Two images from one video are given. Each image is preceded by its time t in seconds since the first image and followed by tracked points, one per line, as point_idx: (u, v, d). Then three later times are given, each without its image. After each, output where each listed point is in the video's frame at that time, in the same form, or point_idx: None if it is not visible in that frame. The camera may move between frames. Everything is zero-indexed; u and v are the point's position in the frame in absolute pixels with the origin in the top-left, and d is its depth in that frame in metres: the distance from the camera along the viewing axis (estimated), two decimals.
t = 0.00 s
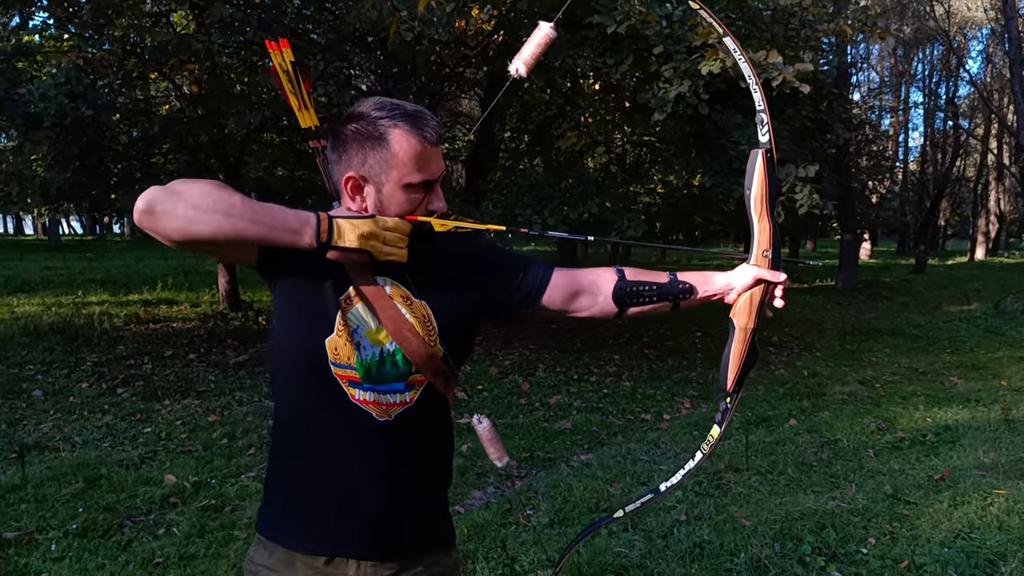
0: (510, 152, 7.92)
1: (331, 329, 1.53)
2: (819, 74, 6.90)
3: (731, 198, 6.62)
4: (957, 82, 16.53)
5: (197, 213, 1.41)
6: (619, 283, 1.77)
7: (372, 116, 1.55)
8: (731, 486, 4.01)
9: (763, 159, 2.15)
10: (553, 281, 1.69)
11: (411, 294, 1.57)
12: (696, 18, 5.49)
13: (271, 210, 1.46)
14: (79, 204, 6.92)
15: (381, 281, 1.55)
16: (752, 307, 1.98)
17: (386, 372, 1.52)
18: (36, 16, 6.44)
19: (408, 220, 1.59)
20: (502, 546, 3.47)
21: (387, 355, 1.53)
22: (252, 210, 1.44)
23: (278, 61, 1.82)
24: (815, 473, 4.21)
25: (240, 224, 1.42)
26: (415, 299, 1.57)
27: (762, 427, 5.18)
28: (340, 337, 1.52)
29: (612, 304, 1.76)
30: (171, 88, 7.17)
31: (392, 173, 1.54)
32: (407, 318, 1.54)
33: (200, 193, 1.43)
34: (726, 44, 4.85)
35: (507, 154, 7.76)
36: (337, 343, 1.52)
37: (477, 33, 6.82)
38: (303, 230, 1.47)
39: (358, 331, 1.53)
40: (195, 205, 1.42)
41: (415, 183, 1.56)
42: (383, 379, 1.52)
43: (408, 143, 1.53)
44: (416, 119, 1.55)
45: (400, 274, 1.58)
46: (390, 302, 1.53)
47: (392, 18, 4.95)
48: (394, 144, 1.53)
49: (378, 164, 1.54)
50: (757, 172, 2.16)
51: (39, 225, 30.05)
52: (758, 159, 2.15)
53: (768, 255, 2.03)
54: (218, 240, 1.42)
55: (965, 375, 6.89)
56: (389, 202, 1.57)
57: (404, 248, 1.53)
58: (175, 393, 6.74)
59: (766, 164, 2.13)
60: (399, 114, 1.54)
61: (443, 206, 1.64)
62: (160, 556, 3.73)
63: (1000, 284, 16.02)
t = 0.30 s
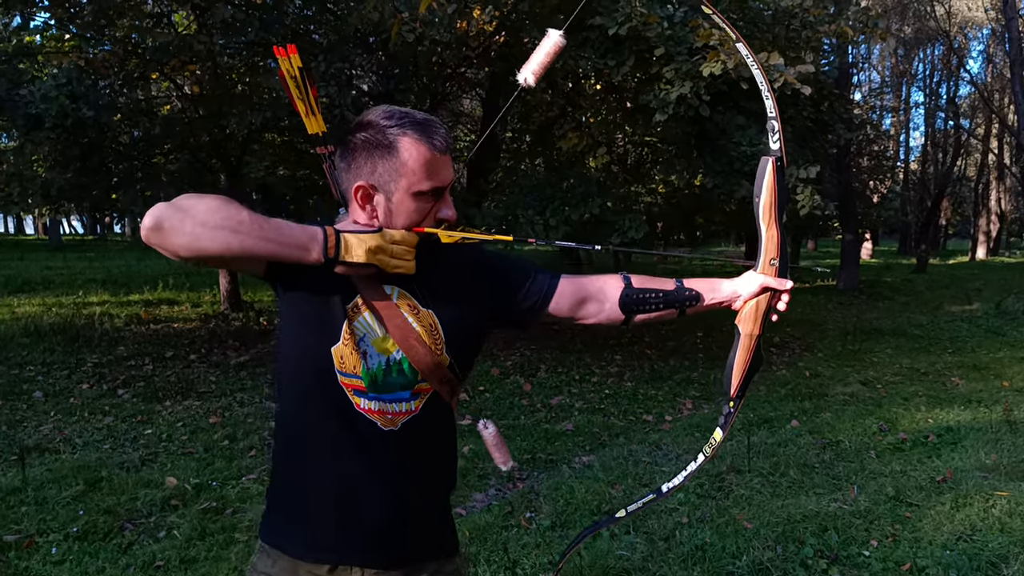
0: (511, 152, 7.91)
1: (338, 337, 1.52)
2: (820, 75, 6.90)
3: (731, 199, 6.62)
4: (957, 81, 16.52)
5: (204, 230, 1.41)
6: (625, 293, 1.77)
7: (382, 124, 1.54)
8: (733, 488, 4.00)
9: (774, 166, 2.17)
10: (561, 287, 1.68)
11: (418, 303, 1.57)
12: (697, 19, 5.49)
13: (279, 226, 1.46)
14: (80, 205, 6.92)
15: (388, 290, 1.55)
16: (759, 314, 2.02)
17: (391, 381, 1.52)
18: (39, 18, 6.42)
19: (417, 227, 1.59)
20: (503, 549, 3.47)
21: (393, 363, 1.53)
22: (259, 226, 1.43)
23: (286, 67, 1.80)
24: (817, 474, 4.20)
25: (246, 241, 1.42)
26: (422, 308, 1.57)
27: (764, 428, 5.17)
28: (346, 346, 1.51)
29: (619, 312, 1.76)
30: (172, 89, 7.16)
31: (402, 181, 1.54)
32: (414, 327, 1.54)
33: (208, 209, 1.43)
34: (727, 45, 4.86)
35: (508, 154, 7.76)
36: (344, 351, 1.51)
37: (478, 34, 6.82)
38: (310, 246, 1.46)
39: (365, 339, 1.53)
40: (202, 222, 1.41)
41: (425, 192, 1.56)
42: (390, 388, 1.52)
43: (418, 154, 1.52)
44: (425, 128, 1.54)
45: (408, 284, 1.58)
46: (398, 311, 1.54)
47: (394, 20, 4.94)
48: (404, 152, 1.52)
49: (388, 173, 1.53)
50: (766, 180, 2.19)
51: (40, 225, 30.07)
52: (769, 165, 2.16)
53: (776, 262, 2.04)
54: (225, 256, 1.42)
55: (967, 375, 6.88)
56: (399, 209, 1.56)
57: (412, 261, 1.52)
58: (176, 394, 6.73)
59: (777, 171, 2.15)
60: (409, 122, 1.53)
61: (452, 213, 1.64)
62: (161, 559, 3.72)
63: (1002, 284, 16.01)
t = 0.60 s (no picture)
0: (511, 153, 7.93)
1: (341, 343, 1.52)
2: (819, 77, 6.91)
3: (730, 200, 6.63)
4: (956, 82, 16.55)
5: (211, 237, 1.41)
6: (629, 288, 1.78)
7: (383, 129, 1.55)
8: (732, 490, 4.00)
9: (774, 153, 2.11)
10: (564, 287, 1.70)
11: (421, 307, 1.58)
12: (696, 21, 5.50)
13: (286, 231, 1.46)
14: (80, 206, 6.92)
15: (391, 295, 1.56)
16: (764, 304, 1.97)
17: (396, 386, 1.53)
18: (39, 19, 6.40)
19: (420, 230, 1.59)
20: (503, 551, 3.47)
21: (397, 368, 1.54)
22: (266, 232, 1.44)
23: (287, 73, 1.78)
24: (816, 476, 4.20)
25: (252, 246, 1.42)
26: (425, 312, 1.59)
27: (763, 430, 5.18)
28: (350, 351, 1.52)
29: (624, 307, 1.78)
30: (172, 90, 7.17)
31: (404, 184, 1.54)
32: (418, 331, 1.55)
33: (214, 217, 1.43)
34: (727, 46, 4.87)
35: (508, 155, 7.78)
36: (348, 356, 1.52)
37: (478, 35, 6.83)
38: (317, 249, 1.46)
39: (369, 344, 1.54)
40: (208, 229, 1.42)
41: (427, 194, 1.56)
42: (395, 393, 1.53)
43: (419, 156, 1.53)
44: (426, 131, 1.54)
45: (411, 287, 1.58)
46: (402, 315, 1.55)
47: (394, 22, 4.94)
48: (405, 155, 1.53)
49: (390, 176, 1.54)
50: (766, 168, 2.12)
51: (41, 226, 30.10)
52: (768, 153, 2.11)
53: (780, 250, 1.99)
54: (232, 262, 1.41)
55: (966, 376, 6.88)
56: (401, 213, 1.56)
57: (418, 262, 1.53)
58: (176, 395, 6.73)
59: (777, 158, 2.09)
60: (410, 126, 1.54)
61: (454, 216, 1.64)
62: (161, 561, 3.72)
63: (1001, 284, 16.03)
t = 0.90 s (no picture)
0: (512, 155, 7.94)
1: (338, 350, 1.52)
2: (820, 78, 6.92)
3: (731, 201, 6.63)
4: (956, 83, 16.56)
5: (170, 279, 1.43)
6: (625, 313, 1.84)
7: (383, 128, 1.54)
8: (733, 491, 4.01)
9: (798, 218, 2.01)
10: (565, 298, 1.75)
11: (425, 309, 1.58)
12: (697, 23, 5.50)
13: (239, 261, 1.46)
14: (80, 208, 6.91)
15: (395, 297, 1.55)
16: (754, 361, 1.93)
17: (397, 389, 1.53)
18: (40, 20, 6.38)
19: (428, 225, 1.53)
20: (504, 553, 3.47)
21: (399, 370, 1.53)
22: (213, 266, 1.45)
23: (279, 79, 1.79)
24: (817, 477, 4.20)
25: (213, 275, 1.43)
26: (429, 314, 1.58)
27: (764, 431, 5.18)
28: (344, 360, 1.51)
29: (617, 333, 1.84)
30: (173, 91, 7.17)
31: (409, 179, 1.50)
32: (421, 333, 1.54)
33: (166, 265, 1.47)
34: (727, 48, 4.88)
35: (508, 156, 7.78)
36: (344, 364, 1.52)
37: (478, 37, 6.83)
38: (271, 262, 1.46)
39: (370, 347, 1.52)
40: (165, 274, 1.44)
41: (431, 189, 1.52)
42: (397, 396, 1.52)
43: (421, 150, 1.51)
44: (426, 128, 1.54)
45: (414, 289, 1.58)
46: (406, 317, 1.54)
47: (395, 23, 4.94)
48: (409, 150, 1.51)
49: (394, 172, 1.50)
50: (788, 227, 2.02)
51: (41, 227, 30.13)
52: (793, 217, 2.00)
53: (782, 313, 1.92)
54: (194, 305, 1.42)
55: (966, 377, 6.89)
56: (407, 206, 1.51)
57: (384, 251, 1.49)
58: (176, 397, 6.74)
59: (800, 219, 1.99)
60: (411, 123, 1.54)
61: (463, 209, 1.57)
62: (162, 564, 3.72)
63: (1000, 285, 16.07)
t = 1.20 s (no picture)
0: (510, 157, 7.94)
1: (333, 357, 1.53)
2: (817, 81, 6.93)
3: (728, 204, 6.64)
4: (953, 85, 16.60)
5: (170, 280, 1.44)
6: (614, 343, 1.76)
7: (382, 137, 1.56)
8: (730, 493, 4.02)
9: (783, 265, 1.80)
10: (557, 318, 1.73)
11: (422, 315, 1.58)
12: (694, 25, 5.50)
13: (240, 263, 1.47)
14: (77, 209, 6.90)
15: (393, 303, 1.56)
16: (745, 406, 1.82)
17: (393, 394, 1.53)
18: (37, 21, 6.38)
19: (424, 237, 1.57)
20: (502, 555, 3.48)
21: (396, 375, 1.53)
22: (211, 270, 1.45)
23: (270, 86, 1.89)
24: (814, 479, 4.22)
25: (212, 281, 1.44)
26: (426, 320, 1.59)
27: (761, 432, 5.20)
28: (339, 367, 1.52)
29: (605, 361, 1.76)
30: (171, 93, 7.15)
31: (407, 190, 1.53)
32: (417, 339, 1.54)
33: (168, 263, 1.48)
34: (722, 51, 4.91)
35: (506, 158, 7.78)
36: (339, 372, 1.52)
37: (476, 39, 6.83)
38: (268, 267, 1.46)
39: (367, 353, 1.53)
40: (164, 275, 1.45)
41: (429, 200, 1.55)
42: (392, 403, 1.53)
43: (420, 162, 1.52)
44: (426, 138, 1.55)
45: (412, 294, 1.59)
46: (403, 322, 1.54)
47: (392, 25, 4.95)
48: (408, 162, 1.52)
49: (392, 183, 1.53)
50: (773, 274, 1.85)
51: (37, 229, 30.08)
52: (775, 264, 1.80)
53: (771, 361, 1.80)
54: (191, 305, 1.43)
55: (963, 379, 6.92)
56: (404, 219, 1.55)
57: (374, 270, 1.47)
58: (174, 398, 6.73)
59: (787, 268, 1.80)
60: (409, 133, 1.55)
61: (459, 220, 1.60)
62: (160, 565, 3.72)
63: (997, 286, 16.12)
